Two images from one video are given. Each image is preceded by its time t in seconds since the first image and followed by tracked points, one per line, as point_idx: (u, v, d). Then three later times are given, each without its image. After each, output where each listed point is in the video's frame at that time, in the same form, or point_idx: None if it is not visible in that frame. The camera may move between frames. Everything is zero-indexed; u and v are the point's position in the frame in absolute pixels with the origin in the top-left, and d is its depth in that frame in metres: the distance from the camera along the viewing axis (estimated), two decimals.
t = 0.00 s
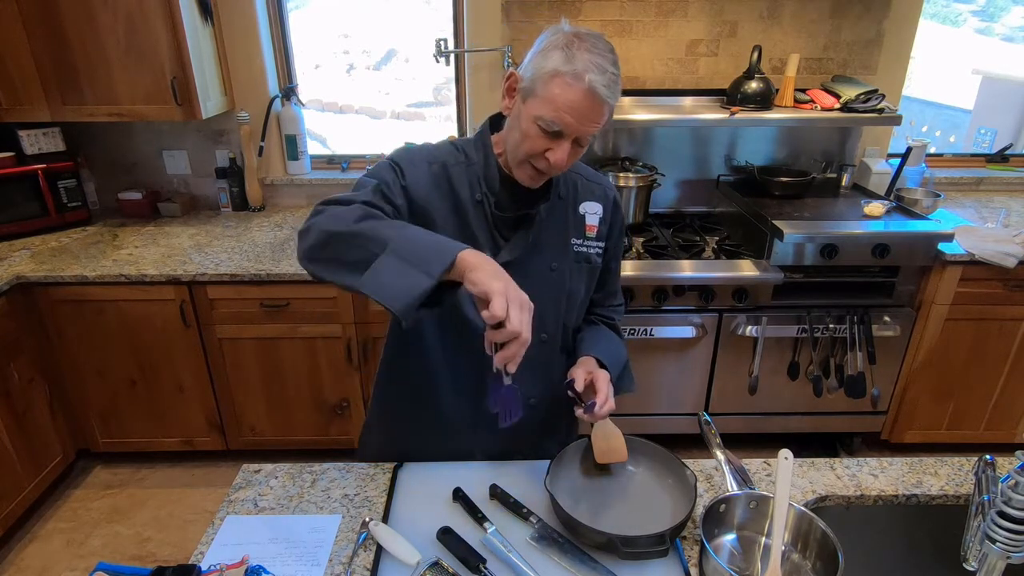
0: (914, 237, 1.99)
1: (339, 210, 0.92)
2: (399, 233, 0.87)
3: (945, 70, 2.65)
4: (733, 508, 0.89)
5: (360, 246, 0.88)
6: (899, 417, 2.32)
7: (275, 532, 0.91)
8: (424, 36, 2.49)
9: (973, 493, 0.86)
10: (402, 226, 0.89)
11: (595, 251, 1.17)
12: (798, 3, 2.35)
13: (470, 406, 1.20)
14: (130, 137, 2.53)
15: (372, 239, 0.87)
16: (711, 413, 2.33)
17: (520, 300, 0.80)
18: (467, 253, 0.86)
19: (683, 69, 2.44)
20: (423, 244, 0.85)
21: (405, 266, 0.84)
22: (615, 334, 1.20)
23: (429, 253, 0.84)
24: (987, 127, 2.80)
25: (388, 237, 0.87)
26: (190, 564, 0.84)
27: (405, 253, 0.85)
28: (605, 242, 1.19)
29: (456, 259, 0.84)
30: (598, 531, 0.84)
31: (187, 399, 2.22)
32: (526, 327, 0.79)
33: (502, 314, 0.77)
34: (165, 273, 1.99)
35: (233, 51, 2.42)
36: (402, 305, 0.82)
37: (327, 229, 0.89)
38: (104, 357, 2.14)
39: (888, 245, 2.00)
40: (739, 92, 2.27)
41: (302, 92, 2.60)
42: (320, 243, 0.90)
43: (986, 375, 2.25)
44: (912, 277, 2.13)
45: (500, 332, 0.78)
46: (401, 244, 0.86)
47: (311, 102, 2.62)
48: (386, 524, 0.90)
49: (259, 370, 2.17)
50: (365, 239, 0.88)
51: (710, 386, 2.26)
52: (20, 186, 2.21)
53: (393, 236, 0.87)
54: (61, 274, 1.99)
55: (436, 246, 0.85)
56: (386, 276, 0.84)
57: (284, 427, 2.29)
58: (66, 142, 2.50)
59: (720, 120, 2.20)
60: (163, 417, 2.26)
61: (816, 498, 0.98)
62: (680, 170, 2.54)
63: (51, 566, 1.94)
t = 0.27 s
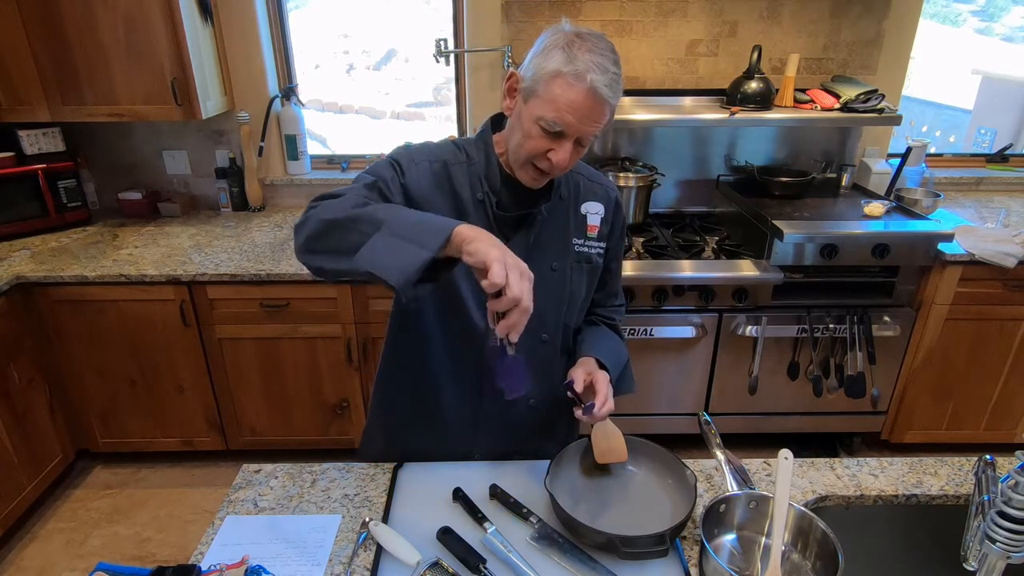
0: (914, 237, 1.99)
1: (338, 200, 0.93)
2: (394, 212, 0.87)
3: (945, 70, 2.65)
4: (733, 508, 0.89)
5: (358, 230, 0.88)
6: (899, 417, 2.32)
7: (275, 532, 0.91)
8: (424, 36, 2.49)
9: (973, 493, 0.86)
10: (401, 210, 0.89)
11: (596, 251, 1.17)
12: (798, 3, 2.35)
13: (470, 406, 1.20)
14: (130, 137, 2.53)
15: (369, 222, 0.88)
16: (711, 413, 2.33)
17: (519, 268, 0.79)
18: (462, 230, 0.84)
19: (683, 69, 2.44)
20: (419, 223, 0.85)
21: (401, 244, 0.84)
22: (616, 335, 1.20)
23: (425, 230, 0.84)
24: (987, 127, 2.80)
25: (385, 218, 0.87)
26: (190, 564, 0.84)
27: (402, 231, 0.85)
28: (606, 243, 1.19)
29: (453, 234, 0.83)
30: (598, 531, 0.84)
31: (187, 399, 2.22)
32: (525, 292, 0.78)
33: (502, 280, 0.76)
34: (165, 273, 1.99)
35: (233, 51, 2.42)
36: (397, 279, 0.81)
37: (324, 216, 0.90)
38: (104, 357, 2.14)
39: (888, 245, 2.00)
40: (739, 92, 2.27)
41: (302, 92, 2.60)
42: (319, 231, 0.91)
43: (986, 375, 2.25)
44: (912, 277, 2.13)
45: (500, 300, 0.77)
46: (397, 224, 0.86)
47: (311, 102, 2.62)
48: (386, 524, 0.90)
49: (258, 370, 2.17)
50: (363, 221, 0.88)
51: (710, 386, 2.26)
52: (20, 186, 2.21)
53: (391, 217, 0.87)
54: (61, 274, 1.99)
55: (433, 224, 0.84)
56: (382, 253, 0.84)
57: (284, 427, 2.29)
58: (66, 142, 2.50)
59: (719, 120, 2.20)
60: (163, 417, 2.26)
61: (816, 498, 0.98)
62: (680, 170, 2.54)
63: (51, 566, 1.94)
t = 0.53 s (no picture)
0: (914, 237, 1.99)
1: (335, 209, 0.93)
2: (390, 224, 0.88)
3: (945, 70, 2.65)
4: (733, 508, 0.89)
5: (355, 241, 0.89)
6: (899, 417, 2.32)
7: (275, 532, 0.91)
8: (424, 36, 2.49)
9: (973, 493, 0.86)
10: (397, 219, 0.90)
11: (597, 252, 1.17)
12: (798, 3, 2.35)
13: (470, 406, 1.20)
14: (130, 137, 2.53)
15: (366, 233, 0.88)
16: (711, 413, 2.33)
17: (514, 281, 0.79)
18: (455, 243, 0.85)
19: (683, 69, 2.44)
20: (414, 235, 0.86)
21: (398, 258, 0.85)
22: (617, 336, 1.20)
23: (421, 244, 0.85)
24: (987, 127, 2.80)
25: (381, 230, 0.87)
26: (190, 564, 0.84)
27: (396, 244, 0.86)
28: (607, 243, 1.19)
29: (448, 247, 0.85)
30: (598, 531, 0.84)
31: (187, 399, 2.22)
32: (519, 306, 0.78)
33: (495, 295, 0.76)
34: (165, 273, 1.99)
35: (233, 51, 2.42)
36: (395, 296, 0.83)
37: (322, 226, 0.91)
38: (104, 357, 2.14)
39: (888, 246, 2.00)
40: (739, 92, 2.27)
41: (302, 92, 2.60)
42: (317, 241, 0.91)
43: (986, 375, 2.25)
44: (913, 278, 2.13)
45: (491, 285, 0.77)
46: (393, 236, 0.86)
47: (311, 102, 2.62)
48: (386, 524, 0.90)
49: (258, 370, 2.17)
50: (359, 232, 0.89)
51: (710, 386, 2.26)
52: (20, 186, 2.21)
53: (387, 228, 0.88)
54: (61, 274, 1.99)
55: (428, 237, 0.85)
56: (379, 268, 0.85)
57: (284, 427, 2.29)
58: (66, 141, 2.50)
59: (719, 120, 2.20)
60: (163, 417, 2.26)
61: (816, 498, 0.98)
62: (680, 170, 2.54)
63: (51, 566, 1.94)
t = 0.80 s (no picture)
0: (914, 237, 1.99)
1: (326, 215, 0.94)
2: (378, 227, 0.88)
3: (945, 70, 2.65)
4: (733, 508, 0.89)
5: (345, 245, 0.89)
6: (899, 417, 2.32)
7: (275, 532, 0.91)
8: (424, 36, 2.49)
9: (973, 493, 0.86)
10: (385, 222, 0.90)
11: (597, 252, 1.17)
12: (798, 3, 2.35)
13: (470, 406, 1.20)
14: (130, 137, 2.53)
15: (355, 237, 0.88)
16: (711, 413, 2.33)
17: (500, 276, 0.79)
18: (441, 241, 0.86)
19: (683, 69, 2.44)
20: (402, 237, 0.86)
21: (387, 260, 0.85)
22: (618, 337, 1.20)
23: (408, 245, 0.85)
24: (987, 127, 2.80)
25: (369, 234, 0.88)
26: (190, 564, 0.84)
27: (384, 247, 0.86)
28: (607, 243, 1.19)
29: (434, 246, 0.85)
30: (597, 531, 0.84)
31: (187, 399, 2.22)
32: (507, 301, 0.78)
33: (480, 292, 0.77)
34: (165, 273, 1.99)
35: (233, 51, 2.42)
36: (384, 298, 0.84)
37: (313, 233, 0.91)
38: (104, 357, 2.14)
39: (888, 245, 2.00)
40: (739, 92, 2.27)
41: (302, 92, 2.60)
42: (310, 247, 0.91)
43: (986, 375, 2.25)
44: (913, 277, 2.13)
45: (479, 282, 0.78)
46: (381, 239, 0.87)
47: (311, 102, 2.62)
48: (386, 524, 0.90)
49: (258, 369, 2.17)
50: (348, 236, 0.89)
51: (710, 386, 2.26)
52: (20, 186, 2.21)
53: (374, 231, 0.88)
54: (61, 274, 1.99)
55: (415, 238, 0.86)
56: (368, 271, 0.85)
57: (284, 427, 2.29)
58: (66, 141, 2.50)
59: (720, 120, 2.20)
60: (163, 417, 2.26)
61: (816, 498, 0.98)
62: (680, 170, 2.54)
63: (52, 566, 1.94)
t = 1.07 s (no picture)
0: (914, 237, 1.99)
1: (321, 218, 0.95)
2: (373, 235, 0.88)
3: (945, 70, 2.65)
4: (733, 508, 0.89)
5: (338, 251, 0.89)
6: (899, 417, 2.32)
7: (275, 532, 0.91)
8: (424, 36, 2.49)
9: (973, 493, 0.86)
10: (378, 230, 0.90)
11: (597, 252, 1.17)
12: (798, 3, 2.35)
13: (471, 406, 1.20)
14: (130, 137, 2.53)
15: (347, 244, 0.89)
16: (711, 413, 2.33)
17: (491, 290, 0.79)
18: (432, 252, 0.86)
19: (683, 69, 2.44)
20: (393, 245, 0.86)
21: (378, 269, 0.86)
22: (618, 337, 1.20)
23: (399, 255, 0.85)
24: (987, 127, 2.80)
25: (361, 242, 0.88)
26: (190, 564, 0.84)
27: (377, 257, 0.86)
28: (607, 243, 1.19)
29: (424, 258, 0.85)
30: (597, 531, 0.84)
31: (187, 399, 2.22)
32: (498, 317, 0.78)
33: (470, 307, 0.76)
34: (165, 273, 1.99)
35: (234, 51, 2.42)
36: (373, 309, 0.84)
37: (307, 237, 0.91)
38: (104, 358, 2.14)
39: (888, 245, 2.00)
40: (739, 92, 2.27)
41: (302, 92, 2.60)
42: (305, 251, 0.91)
43: (986, 375, 2.25)
44: (913, 278, 2.13)
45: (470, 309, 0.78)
46: (373, 247, 0.87)
47: (311, 102, 2.62)
48: (386, 524, 0.90)
49: (258, 369, 2.17)
50: (341, 243, 0.89)
51: (710, 386, 2.26)
52: (20, 186, 2.21)
53: (366, 239, 0.88)
54: (61, 274, 1.99)
55: (407, 248, 0.86)
56: (359, 280, 0.86)
57: (284, 427, 2.29)
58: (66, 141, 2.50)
59: (720, 120, 2.20)
60: (163, 417, 2.26)
61: (816, 498, 0.98)
62: (680, 170, 2.54)
63: (52, 566, 1.94)
